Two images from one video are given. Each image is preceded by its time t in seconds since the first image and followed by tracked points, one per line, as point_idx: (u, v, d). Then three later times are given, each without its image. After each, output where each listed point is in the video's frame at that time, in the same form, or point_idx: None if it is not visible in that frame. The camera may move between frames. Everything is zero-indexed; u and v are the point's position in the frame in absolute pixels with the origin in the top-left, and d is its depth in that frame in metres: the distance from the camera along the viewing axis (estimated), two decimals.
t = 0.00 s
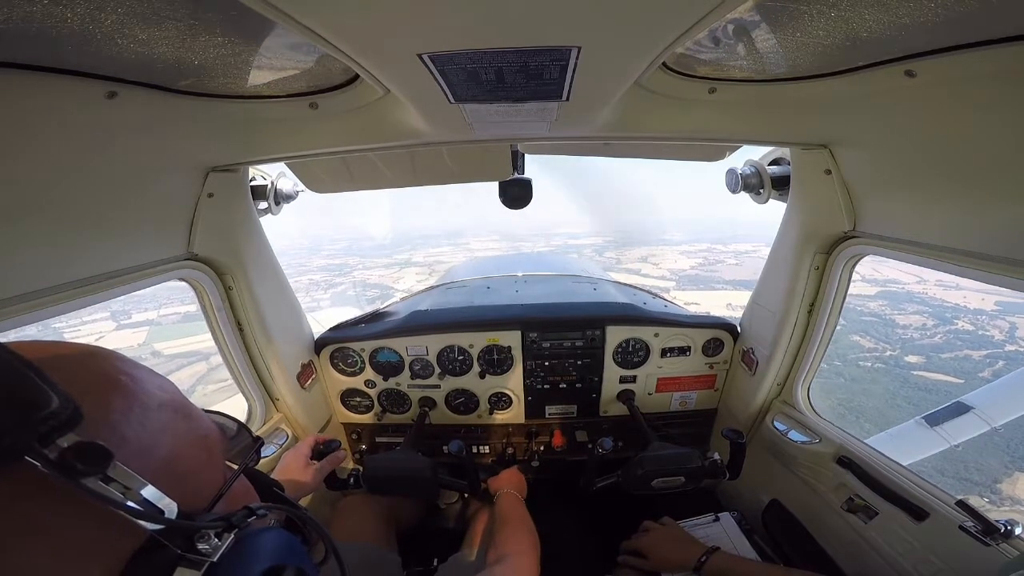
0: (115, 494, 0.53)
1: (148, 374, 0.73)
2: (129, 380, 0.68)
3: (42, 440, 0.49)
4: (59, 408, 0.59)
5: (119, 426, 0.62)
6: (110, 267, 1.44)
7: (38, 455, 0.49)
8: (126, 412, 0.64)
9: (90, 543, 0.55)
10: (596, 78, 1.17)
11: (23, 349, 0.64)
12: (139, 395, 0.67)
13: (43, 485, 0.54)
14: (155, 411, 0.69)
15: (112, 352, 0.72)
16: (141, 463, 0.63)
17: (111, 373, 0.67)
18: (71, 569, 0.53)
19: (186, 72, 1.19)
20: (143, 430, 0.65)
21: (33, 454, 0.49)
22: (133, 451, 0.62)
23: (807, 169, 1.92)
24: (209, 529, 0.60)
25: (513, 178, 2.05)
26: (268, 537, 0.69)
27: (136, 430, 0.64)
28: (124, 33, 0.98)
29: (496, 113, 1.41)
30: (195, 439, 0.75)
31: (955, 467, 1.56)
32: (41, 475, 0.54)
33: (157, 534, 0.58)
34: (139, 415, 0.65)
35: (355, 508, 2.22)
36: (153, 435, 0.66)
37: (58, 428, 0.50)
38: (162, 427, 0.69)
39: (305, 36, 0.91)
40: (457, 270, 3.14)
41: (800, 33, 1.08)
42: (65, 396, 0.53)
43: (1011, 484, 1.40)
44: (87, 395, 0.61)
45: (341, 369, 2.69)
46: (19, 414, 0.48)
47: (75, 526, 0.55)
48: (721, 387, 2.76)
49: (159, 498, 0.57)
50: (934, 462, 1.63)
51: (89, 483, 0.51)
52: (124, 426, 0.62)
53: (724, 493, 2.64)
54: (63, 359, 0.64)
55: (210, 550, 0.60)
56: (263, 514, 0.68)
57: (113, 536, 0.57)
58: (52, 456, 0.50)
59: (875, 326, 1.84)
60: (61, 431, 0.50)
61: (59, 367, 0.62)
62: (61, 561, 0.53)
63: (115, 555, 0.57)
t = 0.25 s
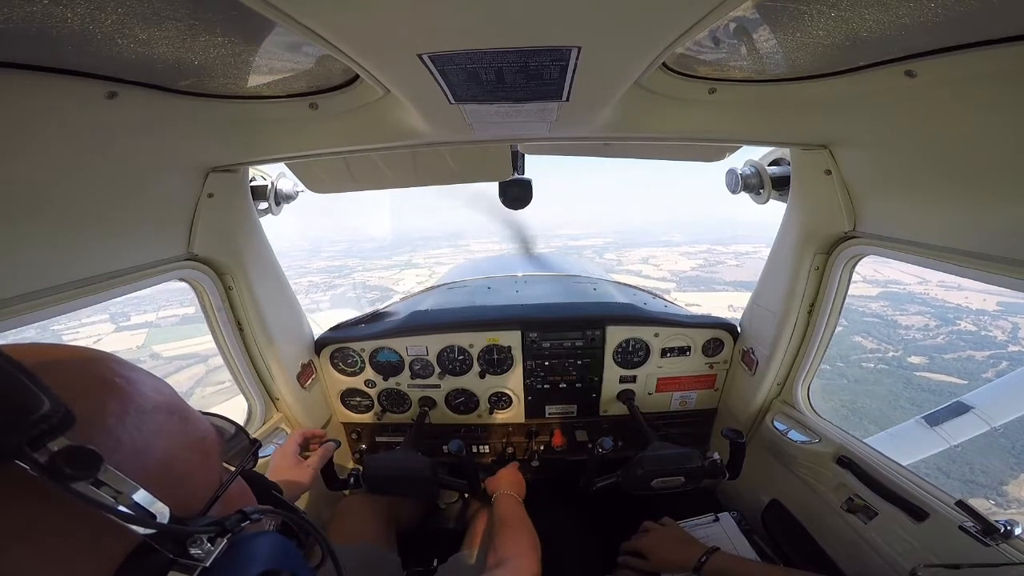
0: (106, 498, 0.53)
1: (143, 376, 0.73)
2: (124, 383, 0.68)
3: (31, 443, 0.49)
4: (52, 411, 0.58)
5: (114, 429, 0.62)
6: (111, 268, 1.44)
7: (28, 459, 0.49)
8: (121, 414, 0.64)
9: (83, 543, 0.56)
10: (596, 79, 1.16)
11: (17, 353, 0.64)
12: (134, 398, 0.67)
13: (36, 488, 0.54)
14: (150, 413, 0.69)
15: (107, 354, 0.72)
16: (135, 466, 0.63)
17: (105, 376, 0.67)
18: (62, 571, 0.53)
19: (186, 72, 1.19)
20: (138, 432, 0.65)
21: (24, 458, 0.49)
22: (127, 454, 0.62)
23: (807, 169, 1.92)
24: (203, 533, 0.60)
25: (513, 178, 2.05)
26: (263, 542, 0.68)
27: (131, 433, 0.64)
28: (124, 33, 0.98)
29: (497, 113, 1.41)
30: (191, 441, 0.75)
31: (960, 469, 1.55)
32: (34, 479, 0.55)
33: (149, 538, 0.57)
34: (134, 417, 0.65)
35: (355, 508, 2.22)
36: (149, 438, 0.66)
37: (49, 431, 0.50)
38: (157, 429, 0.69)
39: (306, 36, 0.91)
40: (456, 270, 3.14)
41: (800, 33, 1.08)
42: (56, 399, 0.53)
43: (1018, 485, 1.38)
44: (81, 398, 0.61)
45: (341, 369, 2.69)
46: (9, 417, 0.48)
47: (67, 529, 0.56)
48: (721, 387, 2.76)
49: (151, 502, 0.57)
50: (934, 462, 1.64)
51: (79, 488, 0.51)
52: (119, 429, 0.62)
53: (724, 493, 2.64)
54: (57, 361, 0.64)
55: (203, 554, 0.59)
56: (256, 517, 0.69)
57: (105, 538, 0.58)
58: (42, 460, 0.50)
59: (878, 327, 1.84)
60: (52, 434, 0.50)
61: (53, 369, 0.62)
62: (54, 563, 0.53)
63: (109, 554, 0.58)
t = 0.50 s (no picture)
0: (108, 501, 0.53)
1: (142, 379, 0.73)
2: (123, 385, 0.68)
3: (32, 446, 0.49)
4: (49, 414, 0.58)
5: (115, 431, 0.62)
6: (111, 268, 1.44)
7: (29, 462, 0.49)
8: (121, 416, 0.64)
9: (82, 545, 0.56)
10: (596, 78, 1.16)
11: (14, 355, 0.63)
12: (134, 400, 0.67)
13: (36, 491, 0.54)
14: (150, 415, 0.69)
15: (105, 356, 0.71)
16: (136, 468, 0.63)
17: (105, 378, 0.66)
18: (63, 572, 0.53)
19: (187, 71, 1.19)
20: (139, 434, 0.65)
21: (24, 461, 0.48)
22: (128, 456, 0.62)
23: (807, 169, 1.92)
24: (203, 534, 0.60)
25: (513, 178, 2.05)
26: (264, 542, 0.68)
27: (131, 435, 0.64)
28: (124, 33, 0.98)
29: (497, 113, 1.41)
30: (191, 443, 0.75)
31: (966, 471, 1.55)
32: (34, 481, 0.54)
33: (149, 540, 0.56)
34: (135, 419, 0.65)
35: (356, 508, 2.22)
36: (149, 440, 0.66)
37: (49, 434, 0.50)
38: (158, 431, 0.69)
39: (306, 36, 0.91)
40: (456, 271, 3.15)
41: (800, 33, 1.08)
42: (55, 402, 0.53)
43: None
44: (80, 400, 0.61)
45: (341, 369, 2.69)
46: (9, 420, 0.47)
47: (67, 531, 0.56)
48: (721, 387, 2.76)
49: (153, 504, 0.57)
50: (935, 462, 1.65)
51: (80, 490, 0.51)
52: (120, 431, 0.62)
53: (724, 494, 2.64)
54: (56, 363, 0.64)
55: (204, 556, 0.59)
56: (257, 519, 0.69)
57: (104, 540, 0.58)
58: (43, 463, 0.49)
59: (879, 329, 1.83)
60: (53, 437, 0.50)
61: (52, 371, 0.62)
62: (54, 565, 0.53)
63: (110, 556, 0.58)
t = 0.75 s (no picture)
0: (113, 501, 0.53)
1: (145, 378, 0.73)
2: (127, 385, 0.68)
3: (38, 446, 0.49)
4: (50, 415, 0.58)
5: (119, 431, 0.62)
6: (111, 268, 1.44)
7: (35, 462, 0.49)
8: (126, 417, 0.64)
9: (89, 546, 0.56)
10: (595, 78, 1.16)
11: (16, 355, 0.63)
12: (138, 400, 0.67)
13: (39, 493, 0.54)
14: (154, 415, 0.69)
15: (108, 356, 0.71)
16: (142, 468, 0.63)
17: (109, 378, 0.66)
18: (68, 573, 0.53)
19: (187, 71, 1.19)
20: (144, 434, 0.65)
21: (30, 461, 0.49)
22: (133, 457, 0.62)
23: (807, 169, 1.92)
24: (208, 534, 0.60)
25: (513, 178, 2.05)
26: (267, 543, 0.68)
27: (137, 435, 0.64)
28: (124, 33, 0.98)
29: (497, 113, 1.41)
30: (195, 443, 0.75)
31: (970, 474, 1.54)
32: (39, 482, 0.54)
33: (155, 539, 0.57)
34: (138, 419, 0.65)
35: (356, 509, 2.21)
36: (154, 440, 0.66)
37: (53, 435, 0.50)
38: (163, 431, 0.69)
39: (306, 36, 0.91)
40: (456, 271, 3.14)
41: (800, 32, 1.08)
42: (60, 402, 0.53)
43: None
44: (84, 400, 0.61)
45: (341, 370, 2.69)
46: (15, 420, 0.48)
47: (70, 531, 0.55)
48: (721, 387, 2.76)
49: (157, 504, 0.57)
50: (935, 462, 1.65)
51: (87, 490, 0.51)
52: (125, 431, 0.62)
53: (724, 494, 2.64)
54: (60, 363, 0.64)
55: (210, 556, 0.59)
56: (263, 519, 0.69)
57: (110, 540, 0.57)
58: (49, 464, 0.49)
59: (880, 332, 1.81)
60: (58, 437, 0.51)
61: (55, 371, 0.62)
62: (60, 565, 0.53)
63: (116, 556, 0.58)
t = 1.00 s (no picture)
0: (115, 499, 0.53)
1: (147, 377, 0.73)
2: (129, 384, 0.68)
3: (41, 445, 0.49)
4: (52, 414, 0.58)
5: (121, 431, 0.62)
6: (111, 268, 1.44)
7: (38, 461, 0.49)
8: (128, 416, 0.64)
9: (92, 544, 0.56)
10: (595, 78, 1.16)
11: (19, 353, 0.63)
12: (139, 399, 0.67)
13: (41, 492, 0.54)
14: (156, 415, 0.69)
15: (110, 355, 0.71)
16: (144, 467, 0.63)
17: (111, 377, 0.67)
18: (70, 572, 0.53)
19: (187, 71, 1.19)
20: (145, 434, 0.65)
21: (34, 459, 0.49)
22: (135, 456, 0.62)
23: (807, 169, 1.92)
24: (210, 534, 0.60)
25: (513, 178, 2.05)
26: (269, 542, 0.68)
27: (139, 434, 0.64)
28: (124, 33, 0.98)
29: (497, 113, 1.41)
30: (197, 442, 0.75)
31: (974, 477, 1.54)
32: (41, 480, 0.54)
33: (157, 538, 0.57)
34: (140, 419, 0.65)
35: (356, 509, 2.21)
36: (155, 439, 0.66)
37: (57, 433, 0.50)
38: (164, 431, 0.69)
39: (306, 36, 0.91)
40: (456, 271, 3.14)
41: (799, 32, 1.08)
42: (64, 400, 0.53)
43: None
44: (86, 399, 0.61)
45: (341, 370, 2.69)
46: (19, 419, 0.47)
47: (72, 529, 0.55)
48: (721, 387, 2.76)
49: (159, 503, 0.57)
50: (935, 462, 1.65)
51: (89, 489, 0.51)
52: (127, 431, 0.62)
53: (724, 494, 2.64)
54: (62, 362, 0.64)
55: (211, 555, 0.59)
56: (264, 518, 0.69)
57: (113, 538, 0.57)
58: (52, 462, 0.50)
59: (880, 334, 1.81)
60: (62, 436, 0.50)
61: (57, 370, 0.62)
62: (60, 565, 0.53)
63: (118, 555, 0.57)
